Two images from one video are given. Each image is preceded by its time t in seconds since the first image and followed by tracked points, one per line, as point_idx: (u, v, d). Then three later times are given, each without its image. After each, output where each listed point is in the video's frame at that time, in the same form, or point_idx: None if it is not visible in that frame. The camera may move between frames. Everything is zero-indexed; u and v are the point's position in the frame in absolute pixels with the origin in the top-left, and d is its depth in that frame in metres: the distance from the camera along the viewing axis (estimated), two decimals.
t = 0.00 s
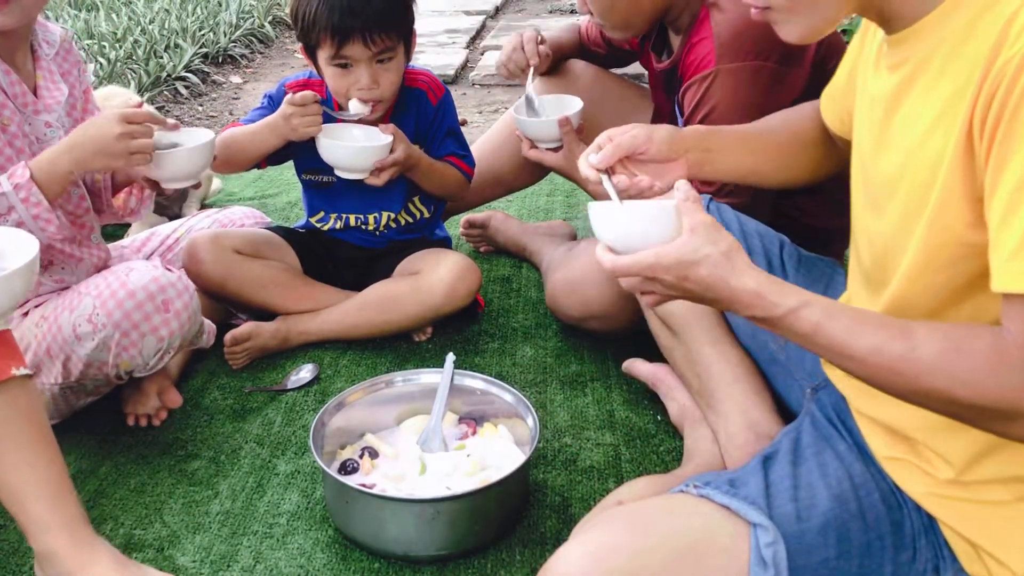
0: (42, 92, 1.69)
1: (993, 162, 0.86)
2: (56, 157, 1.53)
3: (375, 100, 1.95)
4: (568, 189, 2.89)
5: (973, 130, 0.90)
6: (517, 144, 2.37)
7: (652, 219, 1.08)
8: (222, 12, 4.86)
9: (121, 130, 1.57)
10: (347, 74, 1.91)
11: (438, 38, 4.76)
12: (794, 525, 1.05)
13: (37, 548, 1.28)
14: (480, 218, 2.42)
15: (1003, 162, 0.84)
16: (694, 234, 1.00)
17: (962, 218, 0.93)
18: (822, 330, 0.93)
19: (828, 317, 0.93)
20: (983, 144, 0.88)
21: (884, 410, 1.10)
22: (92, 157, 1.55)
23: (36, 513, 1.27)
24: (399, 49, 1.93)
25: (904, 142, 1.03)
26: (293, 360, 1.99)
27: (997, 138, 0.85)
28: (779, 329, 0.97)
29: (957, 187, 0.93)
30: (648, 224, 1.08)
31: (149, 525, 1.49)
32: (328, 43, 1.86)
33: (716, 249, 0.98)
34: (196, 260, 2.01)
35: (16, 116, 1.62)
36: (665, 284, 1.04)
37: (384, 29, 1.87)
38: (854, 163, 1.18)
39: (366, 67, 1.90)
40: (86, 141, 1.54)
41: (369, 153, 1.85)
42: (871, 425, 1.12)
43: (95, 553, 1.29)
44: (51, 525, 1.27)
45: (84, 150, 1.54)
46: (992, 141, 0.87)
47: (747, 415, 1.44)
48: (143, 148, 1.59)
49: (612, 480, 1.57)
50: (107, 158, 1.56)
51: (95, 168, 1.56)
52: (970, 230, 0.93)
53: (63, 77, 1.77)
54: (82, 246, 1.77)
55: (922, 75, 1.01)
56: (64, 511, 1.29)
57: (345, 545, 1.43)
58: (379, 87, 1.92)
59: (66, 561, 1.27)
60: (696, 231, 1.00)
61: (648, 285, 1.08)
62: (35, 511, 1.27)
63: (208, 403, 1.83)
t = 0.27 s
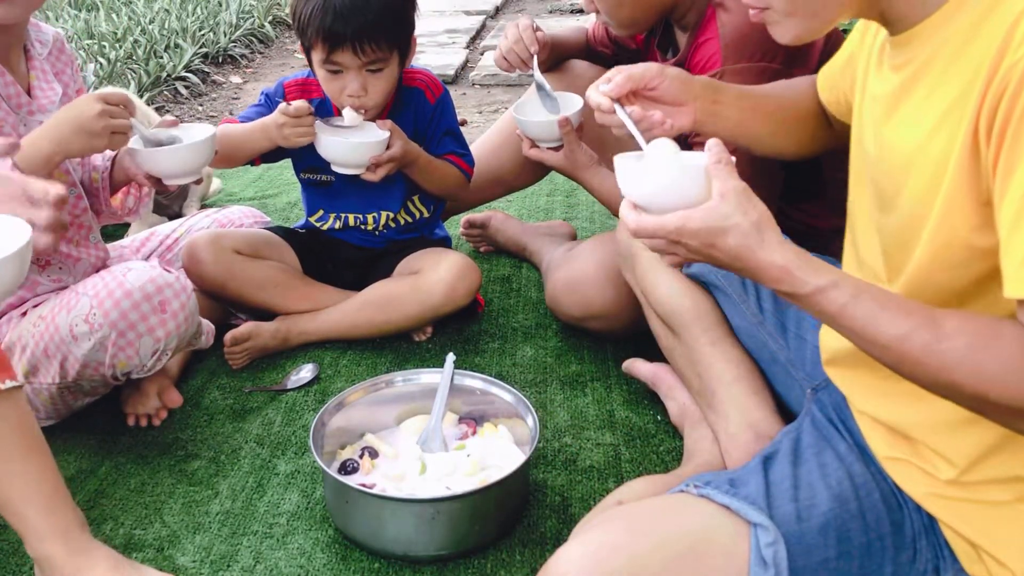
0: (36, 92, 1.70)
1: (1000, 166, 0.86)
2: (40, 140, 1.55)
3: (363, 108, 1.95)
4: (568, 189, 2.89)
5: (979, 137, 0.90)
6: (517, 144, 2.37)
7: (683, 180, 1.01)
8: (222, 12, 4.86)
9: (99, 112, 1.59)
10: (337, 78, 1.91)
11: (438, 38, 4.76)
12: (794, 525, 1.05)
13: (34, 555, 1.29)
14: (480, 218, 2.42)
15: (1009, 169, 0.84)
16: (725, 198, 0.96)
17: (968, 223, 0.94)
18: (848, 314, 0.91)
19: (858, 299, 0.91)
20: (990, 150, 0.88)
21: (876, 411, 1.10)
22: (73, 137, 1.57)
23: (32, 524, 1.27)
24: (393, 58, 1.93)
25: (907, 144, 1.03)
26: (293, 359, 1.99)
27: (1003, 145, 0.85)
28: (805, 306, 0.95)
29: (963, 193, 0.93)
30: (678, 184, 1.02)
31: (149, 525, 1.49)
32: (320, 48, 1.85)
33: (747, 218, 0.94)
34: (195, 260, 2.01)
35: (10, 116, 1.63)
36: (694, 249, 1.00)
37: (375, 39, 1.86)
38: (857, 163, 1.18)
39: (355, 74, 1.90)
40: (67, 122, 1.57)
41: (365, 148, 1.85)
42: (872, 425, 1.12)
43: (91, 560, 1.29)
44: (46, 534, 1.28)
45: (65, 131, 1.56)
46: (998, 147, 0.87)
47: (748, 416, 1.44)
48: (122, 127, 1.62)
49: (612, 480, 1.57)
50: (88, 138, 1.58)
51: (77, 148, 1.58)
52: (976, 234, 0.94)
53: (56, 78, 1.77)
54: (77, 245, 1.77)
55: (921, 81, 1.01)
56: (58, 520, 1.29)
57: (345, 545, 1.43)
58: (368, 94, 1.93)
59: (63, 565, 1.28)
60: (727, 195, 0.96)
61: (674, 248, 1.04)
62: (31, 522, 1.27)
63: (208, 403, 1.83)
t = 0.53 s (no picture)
0: (29, 88, 1.71)
1: (1002, 170, 0.86)
2: (39, 133, 1.54)
3: (339, 97, 1.93)
4: (568, 189, 2.89)
5: (979, 144, 0.90)
6: (518, 144, 2.37)
7: (731, 126, 1.10)
8: (222, 12, 4.85)
9: (92, 97, 1.58)
10: (317, 61, 1.90)
11: (438, 38, 4.76)
12: (794, 525, 1.05)
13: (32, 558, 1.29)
14: (480, 217, 2.42)
15: (1013, 174, 0.84)
16: (776, 151, 0.95)
17: (972, 227, 0.94)
18: (884, 287, 0.90)
19: (894, 273, 0.89)
20: (992, 157, 0.88)
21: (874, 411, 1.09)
22: (71, 125, 1.56)
23: (30, 528, 1.27)
24: (378, 55, 1.91)
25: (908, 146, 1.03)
26: (293, 359, 1.99)
27: (1005, 152, 0.85)
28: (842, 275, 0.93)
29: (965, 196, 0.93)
30: (726, 130, 1.11)
31: (148, 525, 1.49)
32: (308, 27, 1.86)
33: (793, 176, 0.94)
34: (195, 259, 2.01)
35: (7, 113, 1.65)
36: (740, 203, 1.00)
37: (359, 33, 1.84)
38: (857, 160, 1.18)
39: (335, 64, 1.88)
40: (62, 111, 1.56)
41: (354, 164, 1.85)
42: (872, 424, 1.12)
43: (90, 562, 1.29)
44: (44, 537, 1.28)
45: (61, 122, 1.55)
46: (999, 156, 0.87)
47: (748, 415, 1.44)
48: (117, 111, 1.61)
49: (612, 480, 1.57)
50: (85, 125, 1.57)
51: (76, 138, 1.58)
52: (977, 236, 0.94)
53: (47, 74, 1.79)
54: (76, 242, 1.77)
55: (921, 81, 1.01)
56: (57, 524, 1.29)
57: (345, 545, 1.43)
58: (346, 86, 1.91)
59: (62, 567, 1.28)
60: (777, 149, 0.95)
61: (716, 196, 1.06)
62: (29, 526, 1.27)
63: (207, 403, 1.83)
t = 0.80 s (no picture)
0: (26, 87, 1.72)
1: (1006, 170, 0.86)
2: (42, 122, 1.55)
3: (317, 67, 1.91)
4: (568, 189, 2.89)
5: (982, 140, 0.90)
6: (518, 144, 2.37)
7: (756, 105, 1.15)
8: (222, 12, 4.85)
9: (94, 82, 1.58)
10: (309, 29, 1.91)
11: (438, 38, 4.76)
12: (794, 527, 1.05)
13: (32, 558, 1.29)
14: (480, 217, 2.42)
15: (1016, 175, 0.84)
16: (793, 133, 0.95)
17: (974, 228, 0.94)
18: (889, 277, 0.90)
19: (900, 264, 0.89)
20: (995, 153, 0.88)
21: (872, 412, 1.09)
22: (71, 107, 1.56)
23: (30, 526, 1.27)
24: (360, 31, 1.88)
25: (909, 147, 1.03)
26: (293, 359, 1.99)
27: (1008, 151, 0.85)
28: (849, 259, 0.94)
29: (967, 197, 0.93)
30: (750, 109, 1.16)
31: (149, 525, 1.49)
32: None
33: (808, 159, 0.94)
34: (195, 260, 2.01)
35: (6, 112, 1.65)
36: (751, 182, 1.01)
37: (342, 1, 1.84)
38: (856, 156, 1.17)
39: (319, 31, 1.88)
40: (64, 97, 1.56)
41: (342, 186, 1.80)
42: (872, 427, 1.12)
43: (90, 562, 1.29)
44: (45, 537, 1.28)
45: (63, 107, 1.55)
46: (1004, 152, 0.87)
47: (748, 416, 1.44)
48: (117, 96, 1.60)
49: (612, 480, 1.57)
50: (86, 106, 1.57)
51: (77, 120, 1.57)
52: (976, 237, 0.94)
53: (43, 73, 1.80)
54: (77, 241, 1.77)
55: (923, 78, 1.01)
56: (57, 523, 1.29)
57: (345, 545, 1.43)
58: (324, 57, 1.89)
59: (62, 566, 1.28)
60: (795, 131, 0.95)
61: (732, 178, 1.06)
62: (29, 524, 1.27)
63: (208, 403, 1.83)
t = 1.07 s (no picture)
0: (29, 88, 1.72)
1: (1010, 169, 0.86)
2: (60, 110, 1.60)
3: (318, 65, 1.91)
4: (569, 189, 2.89)
5: (988, 136, 0.90)
6: (518, 144, 2.37)
7: (757, 96, 1.16)
8: (222, 12, 4.86)
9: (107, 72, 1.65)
10: (307, 27, 1.91)
11: (438, 38, 4.76)
12: (794, 528, 1.05)
13: (33, 557, 1.29)
14: (480, 218, 2.42)
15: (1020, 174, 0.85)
16: (793, 123, 0.96)
17: (976, 227, 0.94)
18: (880, 271, 0.90)
19: (896, 257, 0.89)
20: (1000, 150, 0.88)
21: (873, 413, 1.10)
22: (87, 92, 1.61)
23: (30, 524, 1.27)
24: (360, 26, 1.88)
25: (911, 147, 1.03)
26: (293, 359, 1.99)
27: (1014, 147, 0.86)
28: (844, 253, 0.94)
29: (968, 197, 0.93)
30: (752, 100, 1.16)
31: (149, 525, 1.49)
32: None
33: (807, 151, 0.94)
34: (195, 260, 2.01)
35: (10, 113, 1.65)
36: (750, 171, 1.01)
37: None
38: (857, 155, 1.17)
39: (318, 28, 1.88)
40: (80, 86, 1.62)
41: (345, 219, 1.81)
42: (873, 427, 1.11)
43: (91, 562, 1.29)
44: (45, 536, 1.28)
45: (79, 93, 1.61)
46: (1009, 148, 0.87)
47: (748, 416, 1.44)
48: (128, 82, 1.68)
49: (612, 480, 1.57)
50: (102, 90, 1.63)
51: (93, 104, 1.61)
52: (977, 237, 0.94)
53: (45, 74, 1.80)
54: (76, 241, 1.78)
55: (927, 76, 1.01)
56: (58, 522, 1.29)
57: (345, 545, 1.43)
58: (323, 53, 1.89)
59: (62, 566, 1.28)
60: (796, 121, 0.96)
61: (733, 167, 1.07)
62: (30, 522, 1.27)
63: (208, 403, 1.83)
